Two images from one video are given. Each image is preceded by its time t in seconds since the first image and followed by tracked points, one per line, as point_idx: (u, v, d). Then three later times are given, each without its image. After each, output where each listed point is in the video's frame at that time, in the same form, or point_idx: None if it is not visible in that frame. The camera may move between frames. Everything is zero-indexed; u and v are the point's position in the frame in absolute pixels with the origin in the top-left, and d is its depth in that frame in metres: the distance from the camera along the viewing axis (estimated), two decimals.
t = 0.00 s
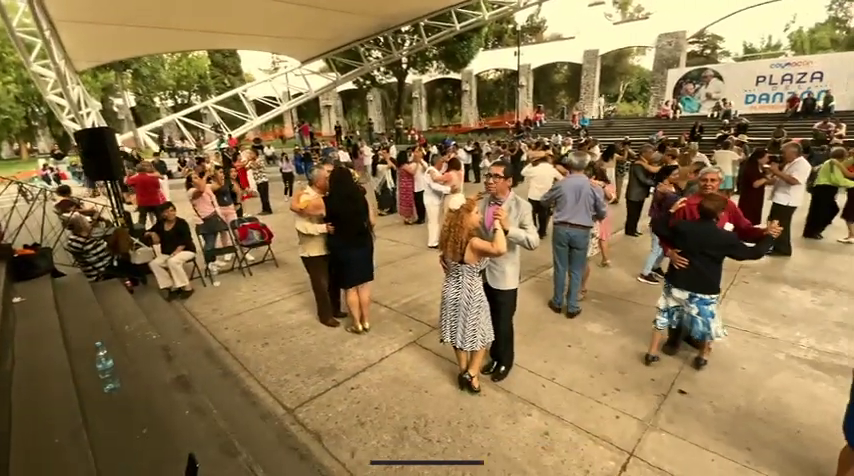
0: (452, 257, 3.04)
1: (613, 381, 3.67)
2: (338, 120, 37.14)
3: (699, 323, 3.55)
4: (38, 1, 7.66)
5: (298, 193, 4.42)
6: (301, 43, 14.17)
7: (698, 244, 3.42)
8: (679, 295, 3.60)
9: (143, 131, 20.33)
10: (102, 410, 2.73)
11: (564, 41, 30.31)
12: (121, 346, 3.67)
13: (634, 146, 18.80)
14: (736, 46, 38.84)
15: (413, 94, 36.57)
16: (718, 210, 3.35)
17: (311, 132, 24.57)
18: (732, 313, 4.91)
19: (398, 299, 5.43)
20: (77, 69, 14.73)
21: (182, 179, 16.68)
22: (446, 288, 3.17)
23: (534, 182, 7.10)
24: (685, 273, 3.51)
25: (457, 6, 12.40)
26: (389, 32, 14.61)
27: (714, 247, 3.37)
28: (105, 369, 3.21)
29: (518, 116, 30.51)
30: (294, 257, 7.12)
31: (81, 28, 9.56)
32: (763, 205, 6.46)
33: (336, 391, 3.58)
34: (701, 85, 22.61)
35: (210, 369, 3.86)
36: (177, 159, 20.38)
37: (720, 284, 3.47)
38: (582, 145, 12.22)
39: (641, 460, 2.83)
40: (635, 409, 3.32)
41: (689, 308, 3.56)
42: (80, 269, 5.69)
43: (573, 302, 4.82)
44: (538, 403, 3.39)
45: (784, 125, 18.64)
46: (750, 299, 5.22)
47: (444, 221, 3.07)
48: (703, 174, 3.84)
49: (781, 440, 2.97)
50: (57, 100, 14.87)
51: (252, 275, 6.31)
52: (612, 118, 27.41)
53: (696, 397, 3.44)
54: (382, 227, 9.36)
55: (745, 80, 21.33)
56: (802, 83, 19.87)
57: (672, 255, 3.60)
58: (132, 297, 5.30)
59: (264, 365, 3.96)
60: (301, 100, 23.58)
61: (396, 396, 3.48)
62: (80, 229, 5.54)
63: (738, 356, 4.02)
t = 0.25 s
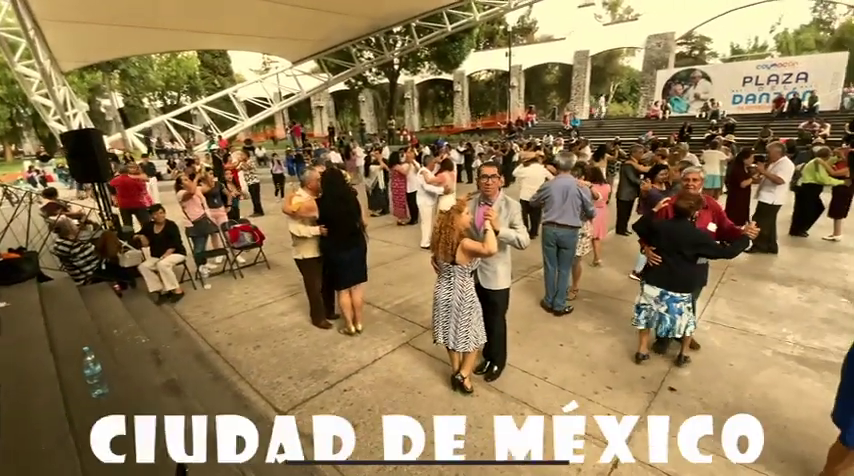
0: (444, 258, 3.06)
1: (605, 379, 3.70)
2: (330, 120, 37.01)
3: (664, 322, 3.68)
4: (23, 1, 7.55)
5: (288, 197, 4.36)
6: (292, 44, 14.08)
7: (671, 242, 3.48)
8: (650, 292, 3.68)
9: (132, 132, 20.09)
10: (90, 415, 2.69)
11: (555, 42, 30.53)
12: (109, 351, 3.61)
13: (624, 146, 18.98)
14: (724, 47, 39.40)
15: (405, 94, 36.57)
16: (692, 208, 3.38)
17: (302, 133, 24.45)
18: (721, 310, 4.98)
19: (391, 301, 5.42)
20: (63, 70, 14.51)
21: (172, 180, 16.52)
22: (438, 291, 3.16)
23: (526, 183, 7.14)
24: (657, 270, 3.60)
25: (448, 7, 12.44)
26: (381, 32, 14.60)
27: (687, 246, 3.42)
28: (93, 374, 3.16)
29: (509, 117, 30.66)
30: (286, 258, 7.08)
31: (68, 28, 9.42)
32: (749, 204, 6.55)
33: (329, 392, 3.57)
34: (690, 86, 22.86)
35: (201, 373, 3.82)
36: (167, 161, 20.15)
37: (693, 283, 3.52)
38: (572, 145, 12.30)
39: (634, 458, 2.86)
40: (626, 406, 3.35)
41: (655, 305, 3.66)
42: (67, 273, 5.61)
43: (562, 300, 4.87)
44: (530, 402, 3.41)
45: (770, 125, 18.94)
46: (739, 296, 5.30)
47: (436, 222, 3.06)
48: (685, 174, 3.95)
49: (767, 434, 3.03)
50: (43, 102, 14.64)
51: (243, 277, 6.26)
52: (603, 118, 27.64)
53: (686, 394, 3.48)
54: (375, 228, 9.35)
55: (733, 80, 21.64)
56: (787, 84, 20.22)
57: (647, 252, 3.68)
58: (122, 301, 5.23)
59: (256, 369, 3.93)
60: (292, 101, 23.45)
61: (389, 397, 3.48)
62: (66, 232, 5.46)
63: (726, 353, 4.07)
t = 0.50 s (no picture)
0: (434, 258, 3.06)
1: (596, 376, 3.72)
2: (322, 118, 36.79)
3: (646, 320, 3.70)
4: None
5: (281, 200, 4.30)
6: (282, 41, 13.96)
7: (656, 241, 3.50)
8: (636, 290, 3.71)
9: (120, 131, 19.82)
10: (74, 419, 2.64)
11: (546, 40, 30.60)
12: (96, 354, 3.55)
13: (616, 143, 19.09)
14: (713, 45, 39.78)
15: (398, 92, 36.45)
16: (676, 207, 3.41)
17: (294, 131, 24.29)
18: (711, 305, 5.03)
19: (384, 300, 5.40)
20: (50, 68, 14.27)
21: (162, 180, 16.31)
22: (429, 290, 3.16)
23: (519, 181, 7.14)
24: (644, 268, 3.62)
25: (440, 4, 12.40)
26: (372, 30, 14.52)
27: (672, 245, 3.45)
28: (79, 377, 3.11)
29: (502, 115, 30.70)
30: (277, 258, 7.03)
31: (53, 25, 9.26)
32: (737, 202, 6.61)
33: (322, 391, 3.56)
34: (680, 83, 23.03)
35: (191, 375, 3.78)
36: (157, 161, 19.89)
37: (677, 282, 3.56)
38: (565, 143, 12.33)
39: (624, 453, 2.88)
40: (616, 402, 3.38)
41: (639, 304, 3.68)
42: (53, 275, 5.54)
43: (553, 298, 4.89)
44: (522, 399, 3.42)
45: (759, 122, 19.15)
46: (728, 292, 5.35)
47: (426, 222, 3.05)
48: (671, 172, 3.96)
49: (756, 428, 3.06)
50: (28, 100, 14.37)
51: (234, 277, 6.21)
52: (595, 116, 27.77)
53: (676, 389, 3.51)
54: (367, 227, 9.31)
55: (722, 78, 21.86)
56: (775, 81, 20.44)
57: (633, 251, 3.70)
58: (110, 303, 5.16)
59: (247, 369, 3.90)
60: (283, 99, 23.25)
61: (382, 397, 3.47)
62: (53, 233, 5.40)
63: (716, 348, 4.12)
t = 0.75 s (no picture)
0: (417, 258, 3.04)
1: (578, 371, 3.77)
2: (306, 115, 36.39)
3: (629, 317, 3.74)
4: None
5: (268, 209, 4.15)
6: (265, 37, 13.73)
7: (638, 240, 3.56)
8: (620, 288, 3.76)
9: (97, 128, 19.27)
10: (48, 426, 2.55)
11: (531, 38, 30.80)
12: (70, 358, 3.45)
13: (600, 140, 19.35)
14: (693, 44, 40.56)
15: (384, 89, 36.25)
16: (658, 205, 3.47)
17: (278, 128, 23.98)
18: (689, 299, 5.15)
19: (368, 298, 5.38)
20: (22, 63, 13.79)
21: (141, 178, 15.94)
22: (411, 291, 3.14)
23: (502, 179, 7.18)
24: (627, 267, 3.67)
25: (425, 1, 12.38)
26: (357, 26, 14.41)
27: (655, 243, 3.50)
28: (51, 382, 3.01)
29: (487, 112, 30.82)
30: (260, 257, 6.94)
31: (24, 18, 8.95)
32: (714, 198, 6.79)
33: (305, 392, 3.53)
34: (661, 82, 23.45)
35: (170, 377, 3.71)
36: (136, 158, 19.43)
37: (659, 280, 3.63)
38: (548, 141, 12.44)
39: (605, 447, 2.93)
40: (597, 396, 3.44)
41: (624, 301, 3.72)
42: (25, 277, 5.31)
43: (536, 294, 4.93)
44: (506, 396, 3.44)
45: (737, 120, 19.63)
46: (705, 286, 5.49)
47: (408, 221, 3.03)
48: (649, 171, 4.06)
49: (756, 426, 3.02)
50: None
51: (215, 277, 6.11)
52: (579, 113, 28.09)
53: (655, 383, 3.59)
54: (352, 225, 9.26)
55: (701, 77, 22.33)
56: (753, 80, 20.90)
57: (617, 250, 3.76)
58: (85, 305, 5.04)
59: (229, 371, 3.85)
60: (266, 95, 22.90)
61: (365, 396, 3.46)
62: (24, 234, 5.20)
63: (694, 341, 4.22)
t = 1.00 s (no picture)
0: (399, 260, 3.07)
1: (562, 367, 3.82)
2: (291, 114, 35.99)
3: (626, 312, 3.79)
4: None
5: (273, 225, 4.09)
6: (247, 35, 13.53)
7: (630, 237, 3.61)
8: (616, 286, 3.80)
9: (74, 127, 18.77)
10: (24, 433, 2.49)
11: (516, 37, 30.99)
12: (44, 365, 3.36)
13: (584, 139, 19.57)
14: (674, 44, 41.30)
15: (370, 87, 36.06)
16: (650, 202, 3.53)
17: (263, 127, 23.68)
18: (670, 295, 5.26)
19: (354, 298, 5.36)
20: None
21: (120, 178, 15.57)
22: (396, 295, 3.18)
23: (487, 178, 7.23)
24: (620, 264, 3.72)
25: None
26: (341, 24, 14.32)
27: (648, 240, 3.55)
28: (25, 390, 2.93)
29: (473, 111, 30.93)
30: (244, 258, 6.86)
31: None
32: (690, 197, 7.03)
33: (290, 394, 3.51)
34: (643, 81, 23.87)
35: (151, 382, 3.64)
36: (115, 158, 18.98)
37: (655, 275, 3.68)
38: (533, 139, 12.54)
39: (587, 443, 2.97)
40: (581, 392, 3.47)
41: (619, 298, 3.77)
42: None
43: (521, 292, 4.96)
44: (491, 393, 3.47)
45: (716, 119, 20.08)
46: (685, 281, 5.61)
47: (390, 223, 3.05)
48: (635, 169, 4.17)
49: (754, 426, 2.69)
50: None
51: (198, 279, 6.02)
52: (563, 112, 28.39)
53: (636, 377, 3.66)
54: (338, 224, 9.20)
55: (682, 76, 22.77)
56: (732, 79, 21.38)
57: (609, 248, 3.81)
58: (62, 309, 4.91)
59: (211, 374, 3.80)
60: (250, 93, 22.59)
61: (351, 396, 3.45)
62: None
63: (674, 336, 4.31)
